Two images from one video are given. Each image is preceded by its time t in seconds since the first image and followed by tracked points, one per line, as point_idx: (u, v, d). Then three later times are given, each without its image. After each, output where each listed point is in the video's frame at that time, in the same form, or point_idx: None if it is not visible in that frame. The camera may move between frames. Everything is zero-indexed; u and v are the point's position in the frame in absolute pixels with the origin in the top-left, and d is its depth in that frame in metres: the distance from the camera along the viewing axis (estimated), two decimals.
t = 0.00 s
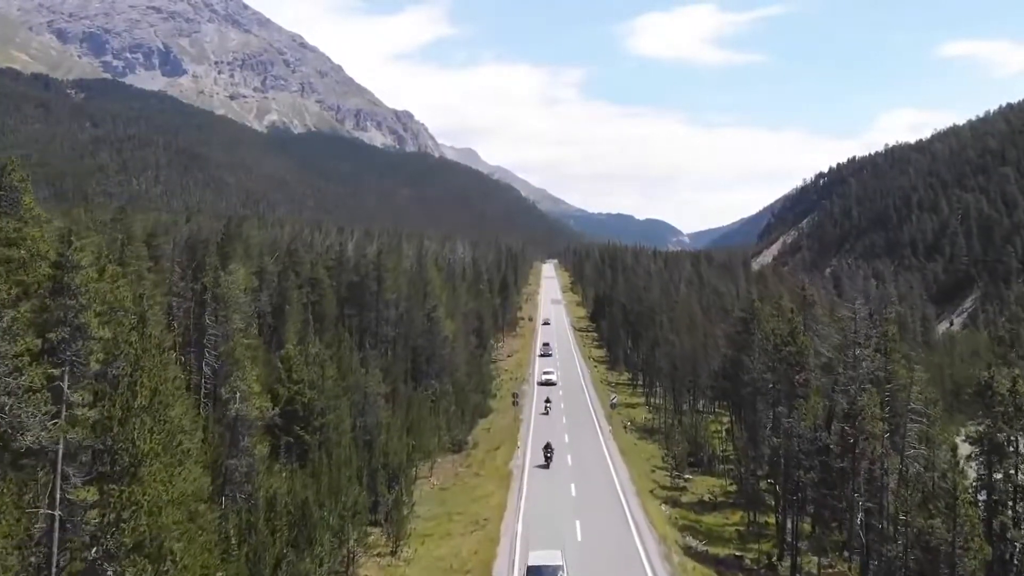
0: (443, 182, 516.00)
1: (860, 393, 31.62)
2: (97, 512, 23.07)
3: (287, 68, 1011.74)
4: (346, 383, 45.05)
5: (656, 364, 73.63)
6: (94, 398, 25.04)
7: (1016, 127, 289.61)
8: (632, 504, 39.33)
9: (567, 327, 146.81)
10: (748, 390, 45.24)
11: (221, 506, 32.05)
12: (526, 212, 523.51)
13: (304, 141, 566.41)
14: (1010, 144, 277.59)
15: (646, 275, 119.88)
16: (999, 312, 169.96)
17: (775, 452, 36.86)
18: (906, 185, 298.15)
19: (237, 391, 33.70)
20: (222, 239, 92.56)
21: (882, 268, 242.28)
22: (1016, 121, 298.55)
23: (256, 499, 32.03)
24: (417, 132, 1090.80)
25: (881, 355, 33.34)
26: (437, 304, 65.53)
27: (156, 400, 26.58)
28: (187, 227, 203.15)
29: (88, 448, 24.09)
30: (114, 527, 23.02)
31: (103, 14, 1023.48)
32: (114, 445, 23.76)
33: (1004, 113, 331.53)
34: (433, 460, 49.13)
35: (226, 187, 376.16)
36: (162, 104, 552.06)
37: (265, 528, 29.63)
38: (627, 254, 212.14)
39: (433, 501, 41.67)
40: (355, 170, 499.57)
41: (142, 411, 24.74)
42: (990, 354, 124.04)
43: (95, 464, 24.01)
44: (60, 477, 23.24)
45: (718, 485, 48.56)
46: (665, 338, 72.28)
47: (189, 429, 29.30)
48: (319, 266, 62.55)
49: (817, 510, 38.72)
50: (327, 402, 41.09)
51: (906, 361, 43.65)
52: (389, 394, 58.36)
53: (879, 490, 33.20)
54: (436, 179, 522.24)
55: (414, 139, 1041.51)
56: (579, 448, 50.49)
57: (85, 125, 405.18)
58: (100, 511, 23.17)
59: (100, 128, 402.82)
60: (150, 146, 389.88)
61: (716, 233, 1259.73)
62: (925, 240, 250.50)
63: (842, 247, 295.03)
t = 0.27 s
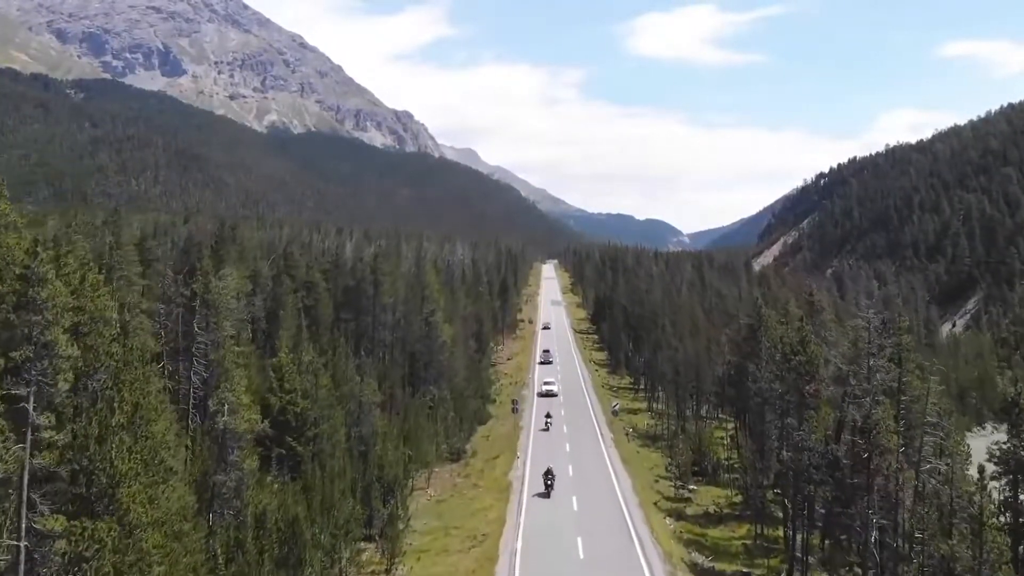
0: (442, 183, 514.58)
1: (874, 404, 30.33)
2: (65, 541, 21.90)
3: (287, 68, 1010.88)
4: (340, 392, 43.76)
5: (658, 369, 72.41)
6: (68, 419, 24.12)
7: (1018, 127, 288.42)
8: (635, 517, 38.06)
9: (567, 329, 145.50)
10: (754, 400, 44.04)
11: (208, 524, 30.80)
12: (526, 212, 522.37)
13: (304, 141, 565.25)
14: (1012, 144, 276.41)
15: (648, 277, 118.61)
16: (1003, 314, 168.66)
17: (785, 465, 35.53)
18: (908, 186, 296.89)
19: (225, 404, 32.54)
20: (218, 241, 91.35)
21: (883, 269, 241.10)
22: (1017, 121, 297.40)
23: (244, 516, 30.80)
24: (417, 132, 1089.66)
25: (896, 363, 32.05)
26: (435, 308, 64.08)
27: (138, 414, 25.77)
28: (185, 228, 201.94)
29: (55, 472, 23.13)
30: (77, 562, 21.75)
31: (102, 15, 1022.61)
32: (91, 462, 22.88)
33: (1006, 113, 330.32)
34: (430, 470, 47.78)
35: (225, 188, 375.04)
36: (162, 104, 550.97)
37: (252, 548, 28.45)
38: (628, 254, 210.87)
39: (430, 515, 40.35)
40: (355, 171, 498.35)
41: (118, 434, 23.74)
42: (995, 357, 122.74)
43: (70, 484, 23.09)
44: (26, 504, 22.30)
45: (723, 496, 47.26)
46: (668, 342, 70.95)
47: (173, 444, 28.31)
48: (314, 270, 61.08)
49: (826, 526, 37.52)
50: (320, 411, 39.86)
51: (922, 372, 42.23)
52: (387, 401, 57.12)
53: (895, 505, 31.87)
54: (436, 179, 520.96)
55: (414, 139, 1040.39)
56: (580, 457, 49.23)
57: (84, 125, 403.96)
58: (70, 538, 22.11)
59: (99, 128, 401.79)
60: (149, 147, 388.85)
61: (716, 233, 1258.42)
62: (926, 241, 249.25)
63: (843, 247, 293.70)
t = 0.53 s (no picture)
0: (442, 183, 513.31)
1: (889, 418, 29.01)
2: None
3: (286, 68, 1010.47)
4: (333, 402, 42.52)
5: (660, 374, 71.12)
6: (42, 436, 22.94)
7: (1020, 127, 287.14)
8: (639, 532, 36.84)
9: (568, 332, 144.12)
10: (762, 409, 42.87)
11: (193, 544, 29.45)
12: (526, 212, 521.47)
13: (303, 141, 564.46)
14: (1013, 144, 275.24)
15: (649, 279, 117.71)
16: (1006, 316, 167.56)
17: (796, 479, 34.19)
18: (909, 186, 295.81)
19: (212, 416, 30.94)
20: (214, 243, 90.19)
21: (885, 270, 239.92)
22: (1019, 121, 296.44)
23: (231, 534, 29.43)
24: (417, 132, 1088.80)
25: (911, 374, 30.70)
26: (432, 313, 62.79)
27: (114, 430, 24.58)
28: (184, 230, 200.69)
29: (26, 497, 22.08)
30: None
31: (102, 15, 1022.78)
32: (64, 485, 21.90)
33: (1008, 113, 329.23)
34: (427, 480, 46.58)
35: (224, 188, 374.23)
36: (161, 104, 550.19)
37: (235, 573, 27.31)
38: (629, 256, 209.67)
39: (427, 528, 39.08)
40: (354, 171, 497.35)
41: (94, 455, 22.73)
42: (999, 360, 121.64)
43: (42, 508, 22.06)
44: None
45: (729, 508, 46.06)
46: (670, 346, 69.73)
47: (155, 461, 27.00)
48: (309, 274, 59.87)
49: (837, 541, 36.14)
50: (313, 422, 38.57)
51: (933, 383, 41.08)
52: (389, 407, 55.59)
53: (911, 524, 30.56)
54: (435, 180, 519.71)
55: (414, 139, 1039.70)
56: (581, 467, 48.02)
57: (84, 125, 403.18)
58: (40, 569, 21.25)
59: (99, 128, 400.65)
60: (149, 147, 387.81)
61: (716, 233, 1257.17)
62: (928, 242, 248.19)
63: (844, 248, 292.44)
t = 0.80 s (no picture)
0: (442, 184, 511.85)
1: (908, 437, 27.46)
2: None
3: (286, 69, 1009.43)
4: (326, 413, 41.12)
5: (664, 380, 69.58)
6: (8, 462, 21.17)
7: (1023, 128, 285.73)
8: (644, 549, 35.42)
9: (568, 334, 142.54)
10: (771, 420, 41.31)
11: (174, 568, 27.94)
12: (526, 213, 520.17)
13: (303, 141, 563.10)
14: (1016, 145, 273.85)
15: (650, 281, 116.34)
16: (1009, 319, 166.16)
17: (809, 497, 32.68)
18: (911, 187, 294.42)
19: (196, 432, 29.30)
20: (210, 245, 88.85)
21: (887, 272, 238.34)
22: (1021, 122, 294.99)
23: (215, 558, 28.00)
24: (417, 133, 1087.55)
25: (931, 389, 29.08)
26: (430, 318, 61.56)
27: (87, 454, 23.11)
28: (182, 232, 199.39)
29: None
30: None
31: (102, 15, 1021.50)
32: (30, 515, 20.50)
33: (1010, 113, 327.79)
34: (424, 493, 45.19)
35: (224, 189, 372.95)
36: (161, 105, 549.00)
37: None
38: (629, 257, 208.33)
39: (424, 546, 37.65)
40: (354, 172, 495.97)
41: (65, 479, 21.53)
42: (1004, 364, 120.24)
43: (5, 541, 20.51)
44: None
45: (736, 521, 44.64)
46: (673, 351, 68.46)
47: (133, 482, 25.50)
48: (304, 280, 58.34)
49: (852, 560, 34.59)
50: (304, 435, 37.18)
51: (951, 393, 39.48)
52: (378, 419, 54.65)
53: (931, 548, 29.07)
54: (435, 180, 518.30)
55: (414, 140, 1038.40)
56: (583, 479, 46.59)
57: (82, 125, 401.93)
58: None
59: (98, 128, 399.49)
60: (148, 147, 386.65)
61: (716, 234, 1255.34)
62: (929, 243, 246.85)
63: (846, 249, 290.93)
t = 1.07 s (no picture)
0: (441, 184, 510.58)
1: (928, 454, 26.15)
2: None
3: (286, 69, 1008.32)
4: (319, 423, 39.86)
5: (667, 385, 68.22)
6: None
7: None
8: (649, 567, 34.10)
9: (569, 337, 141.09)
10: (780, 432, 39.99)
11: None
12: (526, 213, 518.99)
13: (302, 142, 561.87)
14: (1017, 145, 272.48)
15: (651, 284, 115.13)
16: (1013, 320, 164.74)
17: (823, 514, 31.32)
18: (912, 188, 293.07)
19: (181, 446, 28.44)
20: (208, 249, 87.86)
21: (888, 273, 237.13)
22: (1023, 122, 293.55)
23: None
24: (417, 133, 1086.44)
25: (950, 403, 27.79)
26: (428, 323, 60.37)
27: (60, 475, 21.96)
28: (179, 233, 198.20)
29: None
30: None
31: (102, 15, 1020.31)
32: None
33: (1011, 113, 326.42)
34: (421, 505, 43.90)
35: (223, 189, 371.70)
36: (160, 105, 547.85)
37: None
38: (630, 259, 207.00)
39: (420, 563, 36.34)
40: (353, 172, 494.71)
41: (35, 505, 20.09)
42: (1010, 366, 118.76)
43: None
44: None
45: (742, 534, 43.36)
46: (676, 356, 67.22)
47: (111, 503, 24.20)
48: (298, 285, 56.90)
49: (863, 575, 33.48)
50: (296, 446, 35.82)
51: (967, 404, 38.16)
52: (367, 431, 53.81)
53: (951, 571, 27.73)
54: (434, 181, 517.02)
55: (414, 140, 1037.23)
56: (585, 490, 45.32)
57: (82, 125, 400.78)
58: None
59: (98, 129, 398.35)
60: (147, 148, 385.45)
61: (715, 234, 1251.52)
62: (931, 244, 245.57)
63: (846, 250, 289.59)
